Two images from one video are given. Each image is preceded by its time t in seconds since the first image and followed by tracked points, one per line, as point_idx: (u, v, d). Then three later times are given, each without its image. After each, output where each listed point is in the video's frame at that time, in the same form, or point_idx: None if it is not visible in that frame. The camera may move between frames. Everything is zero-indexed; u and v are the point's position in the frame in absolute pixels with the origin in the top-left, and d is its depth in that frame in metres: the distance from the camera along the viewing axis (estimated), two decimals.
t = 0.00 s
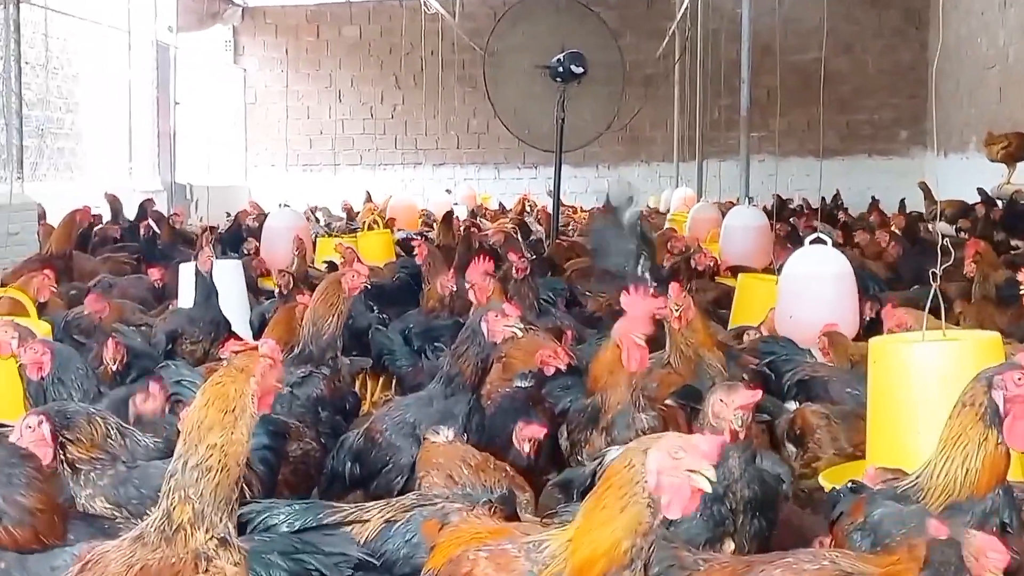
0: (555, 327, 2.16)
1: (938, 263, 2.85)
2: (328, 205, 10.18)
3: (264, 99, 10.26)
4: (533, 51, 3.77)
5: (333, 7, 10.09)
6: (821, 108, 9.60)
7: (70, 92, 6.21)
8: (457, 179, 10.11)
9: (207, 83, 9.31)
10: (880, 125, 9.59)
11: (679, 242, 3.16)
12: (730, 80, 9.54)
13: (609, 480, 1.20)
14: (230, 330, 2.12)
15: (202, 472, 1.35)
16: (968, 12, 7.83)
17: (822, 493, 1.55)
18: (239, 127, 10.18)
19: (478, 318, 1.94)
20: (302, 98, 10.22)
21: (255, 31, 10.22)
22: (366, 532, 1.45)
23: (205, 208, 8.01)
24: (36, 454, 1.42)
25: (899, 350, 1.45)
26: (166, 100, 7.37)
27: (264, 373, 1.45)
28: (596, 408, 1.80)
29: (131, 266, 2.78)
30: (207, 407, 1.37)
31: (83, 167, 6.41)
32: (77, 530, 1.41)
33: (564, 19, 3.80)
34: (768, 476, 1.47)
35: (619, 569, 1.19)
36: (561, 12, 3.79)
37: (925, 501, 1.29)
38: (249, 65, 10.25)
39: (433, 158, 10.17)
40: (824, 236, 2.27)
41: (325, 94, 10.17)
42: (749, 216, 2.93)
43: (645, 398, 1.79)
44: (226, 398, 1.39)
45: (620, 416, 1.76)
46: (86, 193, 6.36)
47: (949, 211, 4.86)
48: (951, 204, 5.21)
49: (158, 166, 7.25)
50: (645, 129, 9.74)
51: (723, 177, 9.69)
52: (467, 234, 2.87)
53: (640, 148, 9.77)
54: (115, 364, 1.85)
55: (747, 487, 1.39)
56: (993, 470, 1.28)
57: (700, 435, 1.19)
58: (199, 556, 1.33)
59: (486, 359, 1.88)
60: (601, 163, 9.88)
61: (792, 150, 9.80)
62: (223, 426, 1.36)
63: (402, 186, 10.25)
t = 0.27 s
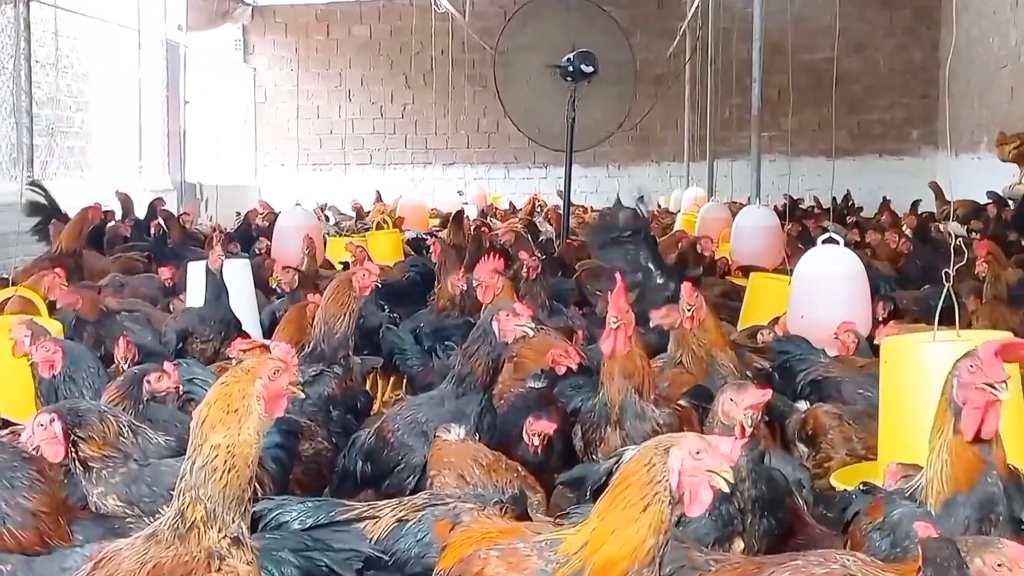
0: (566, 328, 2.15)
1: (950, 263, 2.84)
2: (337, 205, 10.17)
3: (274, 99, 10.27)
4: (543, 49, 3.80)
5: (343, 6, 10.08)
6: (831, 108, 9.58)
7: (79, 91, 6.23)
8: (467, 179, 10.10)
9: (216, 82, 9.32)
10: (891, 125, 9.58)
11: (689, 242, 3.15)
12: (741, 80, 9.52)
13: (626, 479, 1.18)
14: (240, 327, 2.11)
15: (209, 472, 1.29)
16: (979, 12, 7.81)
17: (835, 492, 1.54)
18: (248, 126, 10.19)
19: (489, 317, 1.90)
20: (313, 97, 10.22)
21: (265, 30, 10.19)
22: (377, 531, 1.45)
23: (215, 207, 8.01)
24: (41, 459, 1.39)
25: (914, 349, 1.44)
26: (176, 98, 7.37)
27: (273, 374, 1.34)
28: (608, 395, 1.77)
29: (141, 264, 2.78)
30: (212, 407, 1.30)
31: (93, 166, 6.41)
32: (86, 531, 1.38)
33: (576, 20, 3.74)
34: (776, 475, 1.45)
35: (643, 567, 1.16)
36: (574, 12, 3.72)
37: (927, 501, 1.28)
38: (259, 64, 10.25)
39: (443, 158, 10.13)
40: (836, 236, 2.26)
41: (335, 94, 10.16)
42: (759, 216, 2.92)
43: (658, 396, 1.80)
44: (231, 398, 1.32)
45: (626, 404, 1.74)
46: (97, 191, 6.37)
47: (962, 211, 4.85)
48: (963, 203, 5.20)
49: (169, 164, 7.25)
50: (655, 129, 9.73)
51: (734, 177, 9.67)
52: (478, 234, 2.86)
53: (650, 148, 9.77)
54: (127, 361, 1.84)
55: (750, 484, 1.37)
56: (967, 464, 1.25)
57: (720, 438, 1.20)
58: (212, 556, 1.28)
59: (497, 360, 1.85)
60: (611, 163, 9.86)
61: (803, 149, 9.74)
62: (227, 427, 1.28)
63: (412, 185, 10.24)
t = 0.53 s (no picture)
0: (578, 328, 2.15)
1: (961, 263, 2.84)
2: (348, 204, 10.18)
3: (286, 99, 10.25)
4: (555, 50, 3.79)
5: (355, 7, 10.05)
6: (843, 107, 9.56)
7: (92, 92, 6.26)
8: (478, 179, 10.11)
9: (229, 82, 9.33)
10: (903, 125, 9.56)
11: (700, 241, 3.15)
12: (753, 81, 9.51)
13: (640, 479, 1.19)
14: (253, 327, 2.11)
15: (222, 471, 1.27)
16: (991, 11, 7.80)
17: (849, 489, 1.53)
18: (260, 126, 10.21)
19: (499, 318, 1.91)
20: (324, 96, 10.19)
21: (277, 30, 10.14)
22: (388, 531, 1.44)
23: (227, 206, 8.03)
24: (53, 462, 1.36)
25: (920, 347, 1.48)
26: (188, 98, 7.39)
27: (288, 374, 1.34)
28: (619, 393, 1.77)
29: (154, 264, 2.79)
30: (226, 407, 1.29)
31: (104, 165, 6.43)
32: (95, 535, 1.35)
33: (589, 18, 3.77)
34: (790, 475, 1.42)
35: (655, 569, 1.16)
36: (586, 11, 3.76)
37: (934, 501, 1.28)
38: (270, 63, 10.18)
39: (454, 157, 10.14)
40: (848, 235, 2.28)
41: (346, 93, 10.17)
42: (770, 215, 2.94)
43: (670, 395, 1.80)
44: (244, 398, 1.30)
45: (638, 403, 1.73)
46: (108, 191, 6.38)
47: (975, 210, 4.84)
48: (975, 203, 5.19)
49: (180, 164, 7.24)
50: (667, 129, 9.71)
51: (746, 176, 9.66)
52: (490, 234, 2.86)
53: (662, 147, 9.75)
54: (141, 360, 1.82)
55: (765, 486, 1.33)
56: (976, 460, 1.24)
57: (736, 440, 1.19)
58: (226, 556, 1.26)
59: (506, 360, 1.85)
60: (622, 162, 9.83)
61: (815, 150, 9.72)
62: (239, 427, 1.27)
63: (423, 185, 10.24)
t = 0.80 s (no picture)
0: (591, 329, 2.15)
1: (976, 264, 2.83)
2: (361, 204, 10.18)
3: (299, 99, 10.28)
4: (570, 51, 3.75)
5: (369, 7, 10.09)
6: (857, 108, 9.53)
7: (105, 91, 6.26)
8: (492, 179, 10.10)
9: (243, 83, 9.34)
10: (918, 125, 9.52)
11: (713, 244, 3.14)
12: (768, 81, 9.48)
13: (655, 480, 1.16)
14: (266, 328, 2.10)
15: (239, 473, 1.25)
16: (1007, 11, 7.76)
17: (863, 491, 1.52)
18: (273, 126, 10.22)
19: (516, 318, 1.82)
20: (336, 96, 10.22)
21: (290, 30, 10.22)
22: (401, 533, 1.43)
23: (240, 206, 8.02)
24: (68, 462, 1.36)
25: (930, 348, 1.47)
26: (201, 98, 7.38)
27: (303, 375, 1.31)
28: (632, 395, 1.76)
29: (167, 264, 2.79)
30: (241, 407, 1.27)
31: (118, 165, 6.43)
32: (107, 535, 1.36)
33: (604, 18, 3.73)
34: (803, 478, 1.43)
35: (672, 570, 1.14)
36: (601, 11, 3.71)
37: (946, 495, 1.27)
38: (283, 64, 10.26)
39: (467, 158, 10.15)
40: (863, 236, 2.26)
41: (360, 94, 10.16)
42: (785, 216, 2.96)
43: (682, 397, 1.78)
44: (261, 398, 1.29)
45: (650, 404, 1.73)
46: (121, 190, 6.39)
47: (990, 210, 4.82)
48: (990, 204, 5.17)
49: (193, 164, 7.24)
50: (681, 129, 9.68)
51: (760, 177, 9.64)
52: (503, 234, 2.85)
53: (676, 147, 9.73)
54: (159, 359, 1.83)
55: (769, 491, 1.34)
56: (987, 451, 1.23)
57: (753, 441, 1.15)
58: (243, 556, 1.26)
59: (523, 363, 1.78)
60: (636, 162, 9.80)
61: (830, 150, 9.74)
62: (255, 427, 1.25)
63: (437, 184, 10.23)
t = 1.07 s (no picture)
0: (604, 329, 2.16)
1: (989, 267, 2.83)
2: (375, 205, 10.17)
3: (314, 100, 10.24)
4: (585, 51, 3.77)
5: (382, 7, 10.06)
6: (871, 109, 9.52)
7: (121, 92, 6.23)
8: (505, 180, 10.07)
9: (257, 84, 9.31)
10: (934, 126, 9.47)
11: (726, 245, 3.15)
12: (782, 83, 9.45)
13: (672, 481, 1.16)
14: (282, 328, 2.11)
15: (258, 474, 1.25)
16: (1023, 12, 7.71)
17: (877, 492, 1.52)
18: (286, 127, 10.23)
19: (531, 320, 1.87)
20: (349, 98, 10.18)
21: (304, 31, 10.20)
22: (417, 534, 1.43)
23: (254, 207, 8.01)
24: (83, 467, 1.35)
25: (944, 349, 1.48)
26: (215, 99, 7.37)
27: (321, 374, 1.29)
28: (647, 398, 1.75)
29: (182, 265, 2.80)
30: (259, 407, 1.26)
31: (133, 166, 6.43)
32: (123, 539, 1.34)
33: (618, 20, 3.75)
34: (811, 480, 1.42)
35: (687, 571, 1.14)
36: (614, 12, 3.73)
37: (962, 497, 1.27)
38: (297, 66, 10.25)
39: (480, 159, 10.07)
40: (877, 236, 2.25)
41: (373, 94, 10.14)
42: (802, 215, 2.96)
43: (697, 398, 1.77)
44: (278, 399, 1.27)
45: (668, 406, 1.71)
46: (135, 192, 6.38)
47: (1004, 212, 4.82)
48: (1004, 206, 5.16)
49: (207, 165, 7.21)
50: (694, 130, 9.63)
51: (774, 180, 9.62)
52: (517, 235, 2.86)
53: (689, 149, 9.68)
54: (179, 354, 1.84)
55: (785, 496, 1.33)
56: (1007, 457, 1.22)
57: (771, 444, 1.15)
58: (262, 558, 1.26)
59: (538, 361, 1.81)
60: (649, 164, 9.78)
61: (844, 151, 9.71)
62: (274, 428, 1.24)
63: (451, 185, 10.19)
